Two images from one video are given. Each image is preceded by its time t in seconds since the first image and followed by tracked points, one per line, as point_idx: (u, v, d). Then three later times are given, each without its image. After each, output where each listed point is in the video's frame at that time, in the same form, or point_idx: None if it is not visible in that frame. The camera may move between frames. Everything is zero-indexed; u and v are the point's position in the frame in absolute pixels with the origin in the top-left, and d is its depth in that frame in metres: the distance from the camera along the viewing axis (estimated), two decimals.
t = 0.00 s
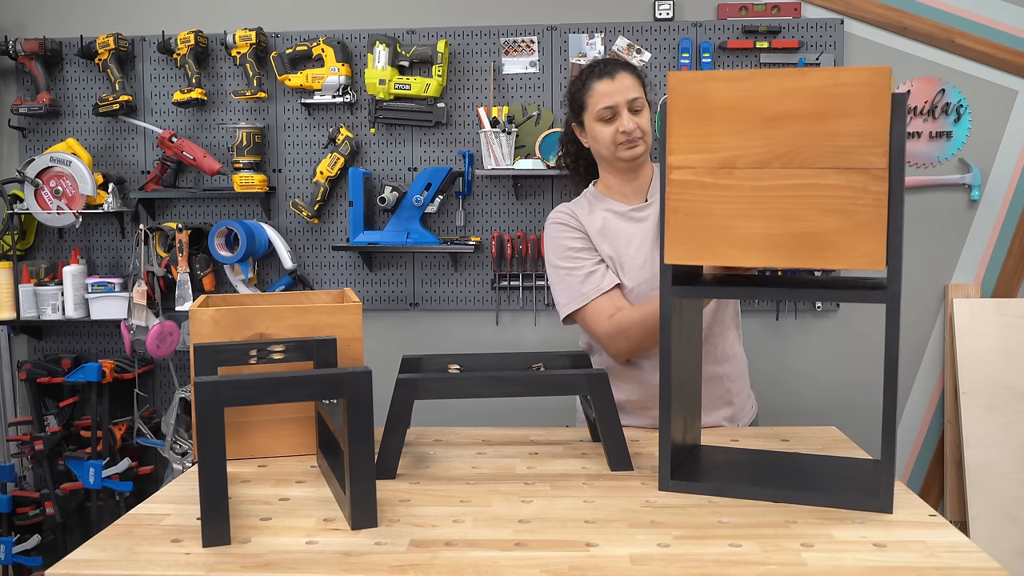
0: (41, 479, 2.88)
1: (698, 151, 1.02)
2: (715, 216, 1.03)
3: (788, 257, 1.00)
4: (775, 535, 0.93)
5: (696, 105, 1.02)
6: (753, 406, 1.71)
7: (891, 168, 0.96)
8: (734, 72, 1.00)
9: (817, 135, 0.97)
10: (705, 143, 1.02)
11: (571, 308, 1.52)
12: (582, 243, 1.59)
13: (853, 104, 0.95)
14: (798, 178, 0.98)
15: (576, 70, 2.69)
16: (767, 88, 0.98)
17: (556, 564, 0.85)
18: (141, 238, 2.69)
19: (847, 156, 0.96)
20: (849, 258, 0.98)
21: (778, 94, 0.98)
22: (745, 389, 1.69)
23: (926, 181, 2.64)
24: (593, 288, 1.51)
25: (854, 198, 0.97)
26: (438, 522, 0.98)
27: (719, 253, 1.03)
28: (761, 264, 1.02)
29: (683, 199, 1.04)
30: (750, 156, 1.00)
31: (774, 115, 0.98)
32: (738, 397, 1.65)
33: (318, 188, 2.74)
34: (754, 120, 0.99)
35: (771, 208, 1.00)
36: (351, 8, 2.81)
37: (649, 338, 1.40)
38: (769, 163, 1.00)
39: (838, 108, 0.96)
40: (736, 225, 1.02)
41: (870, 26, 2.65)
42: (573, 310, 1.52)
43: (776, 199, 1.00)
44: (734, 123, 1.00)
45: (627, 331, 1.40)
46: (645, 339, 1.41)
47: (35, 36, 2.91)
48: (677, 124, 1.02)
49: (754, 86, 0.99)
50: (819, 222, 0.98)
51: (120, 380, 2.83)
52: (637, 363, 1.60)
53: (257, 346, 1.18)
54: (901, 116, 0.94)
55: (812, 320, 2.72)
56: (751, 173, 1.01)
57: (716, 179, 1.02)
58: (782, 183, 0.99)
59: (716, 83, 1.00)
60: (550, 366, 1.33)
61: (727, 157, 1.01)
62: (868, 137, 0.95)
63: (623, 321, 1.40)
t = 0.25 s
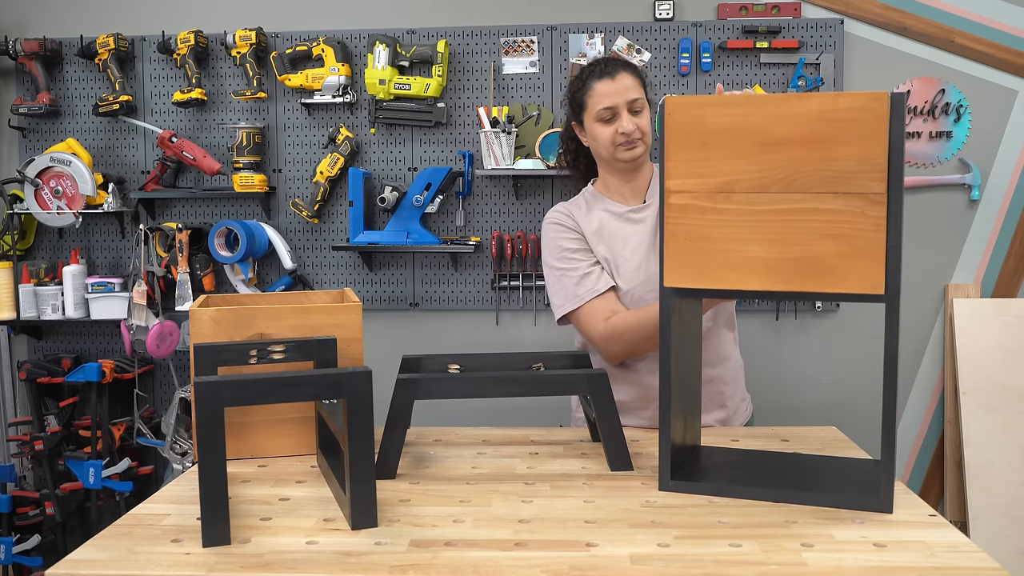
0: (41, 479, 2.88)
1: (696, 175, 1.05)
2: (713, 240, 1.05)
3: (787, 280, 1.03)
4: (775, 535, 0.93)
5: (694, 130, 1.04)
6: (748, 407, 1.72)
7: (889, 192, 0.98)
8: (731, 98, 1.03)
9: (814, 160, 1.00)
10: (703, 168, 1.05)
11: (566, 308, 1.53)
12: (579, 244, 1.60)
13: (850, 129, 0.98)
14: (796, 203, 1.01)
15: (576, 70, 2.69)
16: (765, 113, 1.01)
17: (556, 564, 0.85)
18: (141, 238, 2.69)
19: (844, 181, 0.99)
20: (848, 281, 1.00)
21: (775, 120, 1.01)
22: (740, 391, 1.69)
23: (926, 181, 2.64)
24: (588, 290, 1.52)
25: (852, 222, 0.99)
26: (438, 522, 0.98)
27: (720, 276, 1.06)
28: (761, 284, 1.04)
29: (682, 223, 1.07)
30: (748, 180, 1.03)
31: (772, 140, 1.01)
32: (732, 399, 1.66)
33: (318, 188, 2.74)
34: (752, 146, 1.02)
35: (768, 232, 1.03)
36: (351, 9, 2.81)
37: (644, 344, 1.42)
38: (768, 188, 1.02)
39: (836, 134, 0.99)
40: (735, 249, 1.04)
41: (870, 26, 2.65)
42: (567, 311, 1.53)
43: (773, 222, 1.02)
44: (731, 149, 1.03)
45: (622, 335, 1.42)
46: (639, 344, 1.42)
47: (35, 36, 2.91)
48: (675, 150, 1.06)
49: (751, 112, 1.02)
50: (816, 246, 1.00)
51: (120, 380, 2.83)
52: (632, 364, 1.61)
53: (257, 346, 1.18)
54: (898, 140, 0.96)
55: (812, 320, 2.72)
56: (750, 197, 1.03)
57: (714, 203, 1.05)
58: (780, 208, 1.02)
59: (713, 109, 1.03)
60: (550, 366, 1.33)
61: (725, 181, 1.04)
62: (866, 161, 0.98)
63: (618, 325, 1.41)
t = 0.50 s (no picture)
0: (41, 479, 2.88)
1: (696, 175, 1.05)
2: (713, 239, 1.05)
3: (787, 280, 1.03)
4: (775, 535, 0.93)
5: (694, 130, 1.04)
6: (747, 407, 1.72)
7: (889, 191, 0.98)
8: (731, 98, 1.02)
9: (813, 160, 1.00)
10: (703, 167, 1.05)
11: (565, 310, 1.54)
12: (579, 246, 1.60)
13: (849, 128, 0.98)
14: (796, 202, 1.01)
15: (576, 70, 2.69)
16: (764, 113, 1.01)
17: (556, 564, 0.85)
18: (141, 238, 2.69)
19: (844, 180, 0.99)
20: (848, 280, 1.00)
21: (775, 120, 1.01)
22: (738, 392, 1.68)
23: (926, 181, 2.64)
24: (587, 292, 1.53)
25: (852, 221, 0.99)
26: (438, 522, 0.98)
27: (720, 275, 1.06)
28: (761, 284, 1.04)
29: (682, 222, 1.07)
30: (748, 179, 1.03)
31: (771, 140, 1.01)
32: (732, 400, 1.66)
33: (318, 188, 2.74)
34: (752, 145, 1.02)
35: (768, 232, 1.03)
36: (351, 9, 2.81)
37: (642, 347, 1.42)
38: (768, 187, 1.02)
39: (835, 133, 0.99)
40: (734, 248, 1.04)
41: (870, 26, 2.65)
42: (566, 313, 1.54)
43: (773, 221, 1.02)
44: (731, 148, 1.03)
45: (621, 337, 1.42)
46: (638, 347, 1.42)
47: (35, 36, 2.91)
48: (675, 150, 1.06)
49: (750, 112, 1.02)
50: (816, 245, 1.01)
51: (120, 380, 2.83)
52: (631, 365, 1.61)
53: (257, 346, 1.18)
54: (899, 139, 0.96)
55: (812, 320, 2.72)
56: (750, 196, 1.03)
57: (714, 202, 1.05)
58: (780, 207, 1.02)
59: (714, 109, 1.03)
60: (550, 366, 1.33)
61: (724, 180, 1.04)
62: (866, 160, 0.98)
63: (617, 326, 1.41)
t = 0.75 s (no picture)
0: (41, 478, 2.89)
1: (696, 174, 1.05)
2: (714, 238, 1.05)
3: (787, 279, 1.03)
4: (775, 535, 0.93)
5: (694, 129, 1.04)
6: (749, 409, 1.71)
7: (889, 190, 0.98)
8: (731, 97, 1.02)
9: (813, 159, 1.00)
10: (703, 166, 1.05)
11: (566, 313, 1.54)
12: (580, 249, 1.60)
13: (849, 125, 0.98)
14: (796, 201, 1.01)
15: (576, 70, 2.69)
16: (764, 111, 1.01)
17: (556, 563, 0.85)
18: (141, 238, 2.69)
19: (844, 178, 0.99)
20: (848, 279, 1.00)
21: (775, 118, 1.01)
22: (739, 393, 1.68)
23: (926, 181, 2.64)
24: (587, 294, 1.53)
25: (852, 220, 0.99)
26: (438, 522, 0.98)
27: (721, 274, 1.06)
28: (762, 284, 1.04)
29: (682, 221, 1.07)
30: (748, 178, 1.03)
31: (771, 138, 1.01)
32: (733, 401, 1.65)
33: (318, 188, 2.74)
34: (752, 144, 1.02)
35: (768, 230, 1.03)
36: (351, 9, 2.81)
37: (641, 351, 1.42)
38: (767, 185, 1.02)
39: (835, 132, 0.99)
40: (735, 247, 1.04)
41: (870, 26, 2.65)
42: (567, 316, 1.54)
43: (774, 220, 1.02)
44: (732, 147, 1.03)
45: (621, 341, 1.42)
46: (637, 351, 1.43)
47: (35, 36, 2.91)
48: (675, 149, 1.05)
49: (750, 111, 1.02)
50: (817, 244, 1.01)
51: (120, 380, 2.83)
52: (632, 365, 1.61)
53: (257, 346, 1.18)
54: (899, 138, 0.96)
55: (812, 320, 2.72)
56: (750, 194, 1.03)
57: (714, 201, 1.05)
58: (780, 204, 1.02)
59: (713, 107, 1.03)
60: (550, 366, 1.33)
61: (725, 179, 1.04)
62: (866, 159, 0.98)
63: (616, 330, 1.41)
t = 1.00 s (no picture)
0: (41, 478, 2.89)
1: (696, 174, 1.05)
2: (715, 238, 1.05)
3: (788, 279, 1.03)
4: (775, 535, 0.93)
5: (694, 130, 1.04)
6: (751, 411, 1.71)
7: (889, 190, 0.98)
8: (730, 98, 1.02)
9: (813, 159, 1.00)
10: (703, 167, 1.04)
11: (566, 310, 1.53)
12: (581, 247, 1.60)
13: (848, 125, 0.98)
14: (796, 201, 1.01)
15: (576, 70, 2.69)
16: (764, 112, 1.01)
17: (556, 564, 0.85)
18: (141, 238, 2.69)
19: (844, 178, 0.99)
20: (849, 278, 1.00)
21: (775, 118, 1.01)
22: (740, 395, 1.68)
23: (926, 181, 2.64)
24: (588, 292, 1.52)
25: (852, 220, 0.99)
26: (438, 522, 0.98)
27: (721, 274, 1.06)
28: (762, 284, 1.04)
29: (682, 221, 1.07)
30: (748, 179, 1.03)
31: (772, 139, 1.01)
32: (734, 402, 1.65)
33: (318, 188, 2.74)
34: (753, 144, 1.02)
35: (769, 230, 1.03)
36: (351, 9, 2.82)
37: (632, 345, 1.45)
38: (768, 186, 1.02)
39: (835, 132, 0.99)
40: (735, 248, 1.04)
41: (869, 26, 2.65)
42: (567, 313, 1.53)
43: (774, 220, 1.02)
44: (732, 148, 1.03)
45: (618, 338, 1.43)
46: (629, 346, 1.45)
47: (35, 36, 2.91)
48: (675, 149, 1.05)
49: (750, 111, 1.02)
50: (817, 243, 1.01)
51: (120, 380, 2.83)
52: (632, 365, 1.61)
53: (257, 346, 1.18)
54: (899, 138, 0.96)
55: (812, 320, 2.72)
56: (750, 195, 1.03)
57: (715, 202, 1.05)
58: (780, 205, 1.02)
59: (714, 108, 1.03)
60: (550, 366, 1.33)
61: (725, 180, 1.04)
62: (866, 159, 0.98)
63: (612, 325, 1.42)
